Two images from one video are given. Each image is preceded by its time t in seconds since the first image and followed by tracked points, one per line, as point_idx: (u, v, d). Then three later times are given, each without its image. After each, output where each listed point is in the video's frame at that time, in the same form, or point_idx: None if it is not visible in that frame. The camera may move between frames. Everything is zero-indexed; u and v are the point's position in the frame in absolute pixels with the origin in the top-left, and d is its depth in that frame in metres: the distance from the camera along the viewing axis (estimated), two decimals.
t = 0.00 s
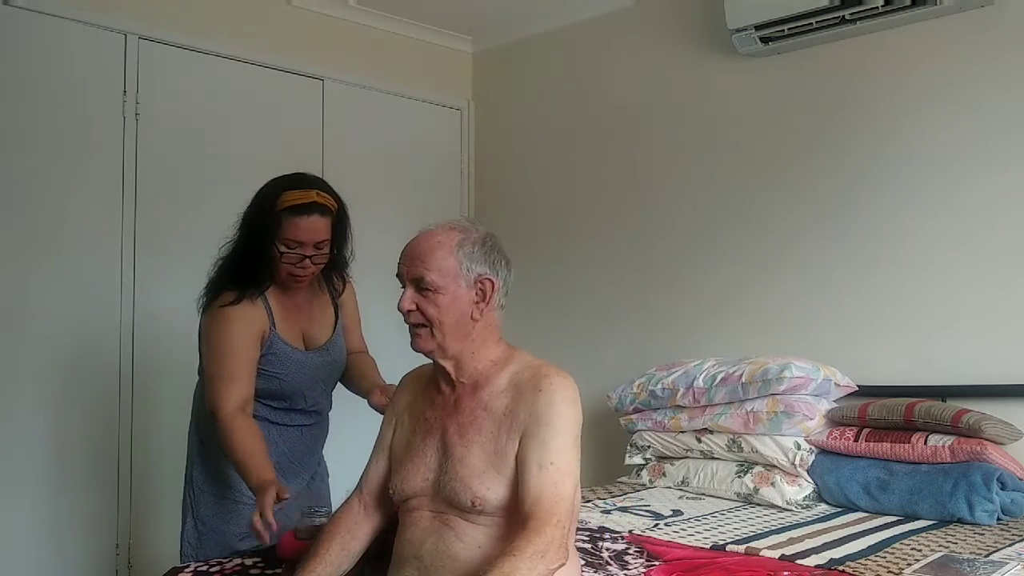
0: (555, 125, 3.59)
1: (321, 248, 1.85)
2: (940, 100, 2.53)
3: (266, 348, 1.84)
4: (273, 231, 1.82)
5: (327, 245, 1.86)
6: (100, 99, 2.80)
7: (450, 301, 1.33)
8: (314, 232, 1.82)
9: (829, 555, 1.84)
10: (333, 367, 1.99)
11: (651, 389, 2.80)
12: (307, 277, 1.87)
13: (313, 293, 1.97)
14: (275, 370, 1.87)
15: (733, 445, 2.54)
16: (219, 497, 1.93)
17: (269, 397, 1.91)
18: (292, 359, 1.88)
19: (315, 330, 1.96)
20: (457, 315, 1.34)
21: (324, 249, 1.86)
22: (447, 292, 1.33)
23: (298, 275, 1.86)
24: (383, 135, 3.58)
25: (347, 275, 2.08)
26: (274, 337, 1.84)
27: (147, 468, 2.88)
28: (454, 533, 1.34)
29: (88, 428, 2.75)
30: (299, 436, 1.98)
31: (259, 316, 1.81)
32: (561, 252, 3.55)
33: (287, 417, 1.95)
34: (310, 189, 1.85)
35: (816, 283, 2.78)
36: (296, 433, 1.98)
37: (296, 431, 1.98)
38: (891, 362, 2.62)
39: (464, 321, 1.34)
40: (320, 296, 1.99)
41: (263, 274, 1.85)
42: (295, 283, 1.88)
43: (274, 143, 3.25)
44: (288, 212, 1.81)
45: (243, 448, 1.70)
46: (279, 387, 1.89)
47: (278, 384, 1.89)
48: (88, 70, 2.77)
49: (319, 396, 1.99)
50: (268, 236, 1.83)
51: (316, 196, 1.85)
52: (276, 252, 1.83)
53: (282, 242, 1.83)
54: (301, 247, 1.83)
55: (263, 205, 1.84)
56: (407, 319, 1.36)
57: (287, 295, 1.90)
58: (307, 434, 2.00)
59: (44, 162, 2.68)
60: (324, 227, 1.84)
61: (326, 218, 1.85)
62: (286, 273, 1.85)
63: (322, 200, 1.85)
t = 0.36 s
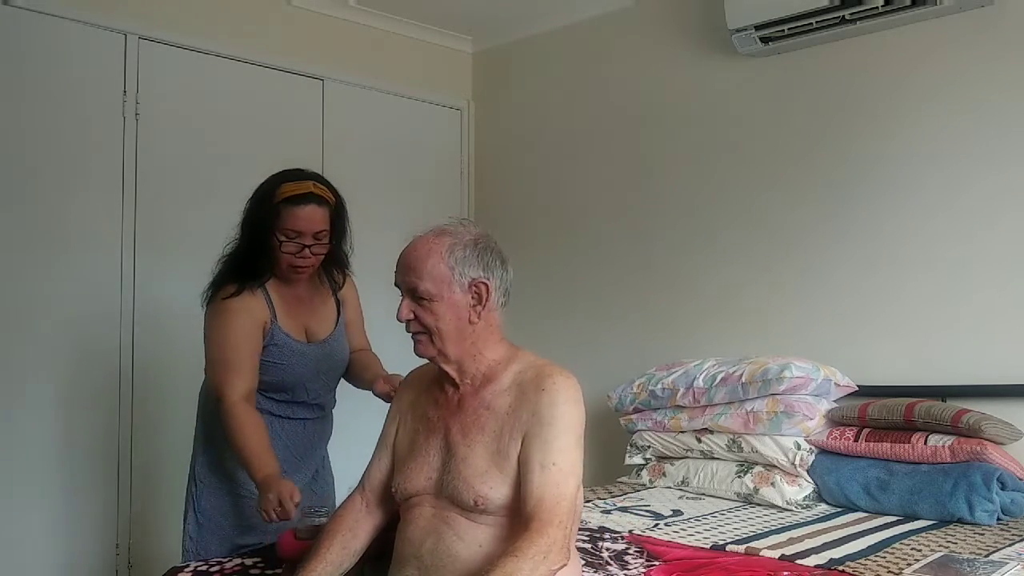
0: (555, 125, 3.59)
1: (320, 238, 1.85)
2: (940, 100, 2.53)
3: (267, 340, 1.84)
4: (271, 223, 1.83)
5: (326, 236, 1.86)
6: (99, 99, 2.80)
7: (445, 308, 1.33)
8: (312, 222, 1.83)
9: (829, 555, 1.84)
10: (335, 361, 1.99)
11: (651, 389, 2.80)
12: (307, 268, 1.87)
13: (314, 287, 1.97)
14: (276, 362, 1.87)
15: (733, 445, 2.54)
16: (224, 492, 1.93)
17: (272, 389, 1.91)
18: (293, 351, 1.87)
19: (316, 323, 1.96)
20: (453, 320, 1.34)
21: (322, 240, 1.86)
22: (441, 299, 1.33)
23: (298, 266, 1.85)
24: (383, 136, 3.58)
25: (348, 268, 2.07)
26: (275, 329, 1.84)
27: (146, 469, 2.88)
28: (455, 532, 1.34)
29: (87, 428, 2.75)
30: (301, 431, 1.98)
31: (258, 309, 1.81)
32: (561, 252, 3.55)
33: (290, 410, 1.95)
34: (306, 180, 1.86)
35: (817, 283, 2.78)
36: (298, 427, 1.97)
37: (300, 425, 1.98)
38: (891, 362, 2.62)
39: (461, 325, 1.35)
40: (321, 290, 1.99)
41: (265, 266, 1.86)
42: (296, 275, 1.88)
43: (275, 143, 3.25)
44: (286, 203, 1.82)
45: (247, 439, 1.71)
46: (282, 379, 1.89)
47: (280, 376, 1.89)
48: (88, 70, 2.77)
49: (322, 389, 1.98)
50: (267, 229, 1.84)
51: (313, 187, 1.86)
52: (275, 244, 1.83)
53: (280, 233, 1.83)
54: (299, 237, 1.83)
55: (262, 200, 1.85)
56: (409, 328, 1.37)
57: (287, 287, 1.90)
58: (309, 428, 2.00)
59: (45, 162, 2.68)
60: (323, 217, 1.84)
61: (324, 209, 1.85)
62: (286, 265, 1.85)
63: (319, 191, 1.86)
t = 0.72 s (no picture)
0: (555, 125, 3.59)
1: (336, 235, 1.89)
2: (939, 100, 2.53)
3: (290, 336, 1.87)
4: (286, 222, 1.86)
5: (341, 232, 1.90)
6: (99, 99, 2.80)
7: (427, 326, 1.33)
8: (328, 218, 1.87)
9: (829, 555, 1.84)
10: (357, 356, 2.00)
11: (651, 389, 2.80)
12: (326, 265, 1.90)
13: (333, 284, 1.99)
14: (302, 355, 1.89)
15: (733, 445, 2.54)
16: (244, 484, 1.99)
17: (296, 382, 1.94)
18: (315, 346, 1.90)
19: (338, 319, 1.98)
20: (437, 336, 1.33)
21: (338, 236, 1.90)
22: (420, 318, 1.33)
23: (317, 263, 1.89)
24: (383, 136, 3.58)
25: (359, 264, 2.06)
26: (298, 325, 1.87)
27: (147, 469, 2.89)
28: (455, 530, 1.34)
29: (87, 429, 2.75)
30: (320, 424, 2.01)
31: (285, 309, 1.84)
32: (561, 253, 3.55)
33: (312, 404, 1.98)
34: (319, 181, 1.90)
35: (817, 283, 2.78)
36: (320, 419, 2.00)
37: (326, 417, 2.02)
38: (891, 363, 2.62)
39: (446, 339, 1.34)
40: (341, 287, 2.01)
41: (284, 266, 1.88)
42: (315, 272, 1.91)
43: (275, 143, 3.25)
44: (299, 203, 1.85)
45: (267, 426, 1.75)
46: (305, 372, 1.92)
47: (304, 369, 1.91)
48: (88, 71, 2.77)
49: (344, 382, 2.00)
50: (285, 230, 1.87)
51: (326, 185, 1.89)
52: (292, 243, 1.86)
53: (296, 232, 1.86)
54: (316, 235, 1.86)
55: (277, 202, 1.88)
56: (407, 348, 1.38)
57: (308, 285, 1.92)
58: (329, 422, 2.03)
59: (45, 161, 2.68)
60: (337, 214, 1.88)
61: (338, 206, 1.89)
62: (305, 263, 1.88)
63: (332, 190, 1.89)
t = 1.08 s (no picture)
0: (555, 125, 3.59)
1: (377, 234, 2.33)
2: (940, 99, 2.53)
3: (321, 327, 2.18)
4: (336, 223, 2.30)
5: (382, 232, 2.35)
6: (99, 99, 2.80)
7: (410, 339, 1.35)
8: (370, 220, 2.33)
9: (829, 555, 1.84)
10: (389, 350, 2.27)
11: (651, 389, 2.80)
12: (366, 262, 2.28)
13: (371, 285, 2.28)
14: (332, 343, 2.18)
15: (733, 445, 2.54)
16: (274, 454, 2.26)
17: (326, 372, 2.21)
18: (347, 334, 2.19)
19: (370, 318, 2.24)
20: (422, 347, 1.35)
21: (378, 236, 2.33)
22: (403, 331, 1.35)
23: (359, 260, 2.27)
24: (383, 136, 3.58)
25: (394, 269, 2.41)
26: (330, 318, 2.18)
27: (147, 469, 2.89)
28: (454, 529, 1.34)
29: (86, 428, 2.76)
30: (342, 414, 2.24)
31: (318, 302, 2.18)
32: (561, 253, 3.55)
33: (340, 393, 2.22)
34: (365, 188, 2.40)
35: (816, 282, 2.78)
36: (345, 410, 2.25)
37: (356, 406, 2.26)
38: (891, 363, 2.62)
39: (432, 349, 1.35)
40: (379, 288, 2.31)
41: (327, 261, 2.27)
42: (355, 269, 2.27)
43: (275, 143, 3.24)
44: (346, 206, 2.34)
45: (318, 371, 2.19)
46: (334, 362, 2.20)
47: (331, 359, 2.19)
48: (88, 71, 2.77)
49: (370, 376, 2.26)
50: (336, 229, 2.31)
51: (370, 192, 2.38)
52: (341, 242, 2.27)
53: (344, 232, 2.29)
54: (360, 233, 2.30)
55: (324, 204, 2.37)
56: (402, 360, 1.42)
57: (347, 282, 2.25)
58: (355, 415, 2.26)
59: (44, 161, 2.69)
60: (378, 217, 2.35)
61: (378, 209, 2.37)
62: (349, 260, 2.26)
63: (376, 197, 2.38)
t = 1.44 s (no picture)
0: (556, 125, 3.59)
1: (397, 230, 2.12)
2: (941, 98, 2.52)
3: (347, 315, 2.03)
4: (355, 215, 2.08)
5: (402, 228, 2.13)
6: (99, 98, 2.80)
7: (408, 339, 1.34)
8: (391, 213, 2.10)
9: (830, 556, 1.83)
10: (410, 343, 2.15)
11: (652, 389, 2.79)
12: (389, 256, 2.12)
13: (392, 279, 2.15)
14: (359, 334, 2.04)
15: (733, 446, 2.54)
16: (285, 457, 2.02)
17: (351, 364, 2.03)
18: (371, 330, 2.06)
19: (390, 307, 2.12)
20: (419, 346, 1.34)
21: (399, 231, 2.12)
22: (401, 330, 1.34)
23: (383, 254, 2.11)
24: (383, 135, 3.57)
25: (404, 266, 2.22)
26: (351, 305, 2.04)
27: (146, 469, 2.88)
28: (453, 530, 1.33)
29: (85, 429, 2.75)
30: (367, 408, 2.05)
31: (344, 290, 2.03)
32: (560, 252, 3.54)
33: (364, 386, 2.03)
34: (382, 180, 2.14)
35: (816, 282, 2.78)
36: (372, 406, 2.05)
37: (382, 403, 2.07)
38: (893, 363, 2.61)
39: (430, 349, 1.34)
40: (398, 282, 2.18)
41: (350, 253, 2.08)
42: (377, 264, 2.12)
43: (275, 142, 3.24)
44: (370, 198, 2.09)
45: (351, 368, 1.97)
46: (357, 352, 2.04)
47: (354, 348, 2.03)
48: (88, 70, 2.77)
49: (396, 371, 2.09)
50: (355, 221, 2.08)
51: (388, 184, 2.14)
52: (361, 234, 2.08)
53: (366, 225, 2.09)
54: (381, 227, 2.09)
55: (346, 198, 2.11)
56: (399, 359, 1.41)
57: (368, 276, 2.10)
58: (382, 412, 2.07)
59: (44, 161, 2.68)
60: (398, 211, 2.12)
61: (399, 204, 2.13)
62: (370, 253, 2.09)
63: (394, 189, 2.13)
